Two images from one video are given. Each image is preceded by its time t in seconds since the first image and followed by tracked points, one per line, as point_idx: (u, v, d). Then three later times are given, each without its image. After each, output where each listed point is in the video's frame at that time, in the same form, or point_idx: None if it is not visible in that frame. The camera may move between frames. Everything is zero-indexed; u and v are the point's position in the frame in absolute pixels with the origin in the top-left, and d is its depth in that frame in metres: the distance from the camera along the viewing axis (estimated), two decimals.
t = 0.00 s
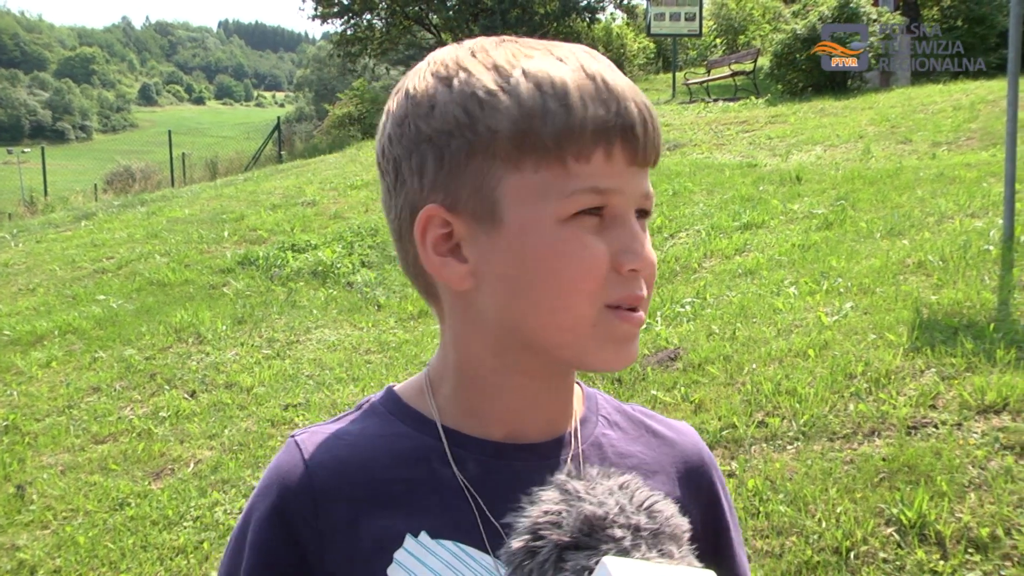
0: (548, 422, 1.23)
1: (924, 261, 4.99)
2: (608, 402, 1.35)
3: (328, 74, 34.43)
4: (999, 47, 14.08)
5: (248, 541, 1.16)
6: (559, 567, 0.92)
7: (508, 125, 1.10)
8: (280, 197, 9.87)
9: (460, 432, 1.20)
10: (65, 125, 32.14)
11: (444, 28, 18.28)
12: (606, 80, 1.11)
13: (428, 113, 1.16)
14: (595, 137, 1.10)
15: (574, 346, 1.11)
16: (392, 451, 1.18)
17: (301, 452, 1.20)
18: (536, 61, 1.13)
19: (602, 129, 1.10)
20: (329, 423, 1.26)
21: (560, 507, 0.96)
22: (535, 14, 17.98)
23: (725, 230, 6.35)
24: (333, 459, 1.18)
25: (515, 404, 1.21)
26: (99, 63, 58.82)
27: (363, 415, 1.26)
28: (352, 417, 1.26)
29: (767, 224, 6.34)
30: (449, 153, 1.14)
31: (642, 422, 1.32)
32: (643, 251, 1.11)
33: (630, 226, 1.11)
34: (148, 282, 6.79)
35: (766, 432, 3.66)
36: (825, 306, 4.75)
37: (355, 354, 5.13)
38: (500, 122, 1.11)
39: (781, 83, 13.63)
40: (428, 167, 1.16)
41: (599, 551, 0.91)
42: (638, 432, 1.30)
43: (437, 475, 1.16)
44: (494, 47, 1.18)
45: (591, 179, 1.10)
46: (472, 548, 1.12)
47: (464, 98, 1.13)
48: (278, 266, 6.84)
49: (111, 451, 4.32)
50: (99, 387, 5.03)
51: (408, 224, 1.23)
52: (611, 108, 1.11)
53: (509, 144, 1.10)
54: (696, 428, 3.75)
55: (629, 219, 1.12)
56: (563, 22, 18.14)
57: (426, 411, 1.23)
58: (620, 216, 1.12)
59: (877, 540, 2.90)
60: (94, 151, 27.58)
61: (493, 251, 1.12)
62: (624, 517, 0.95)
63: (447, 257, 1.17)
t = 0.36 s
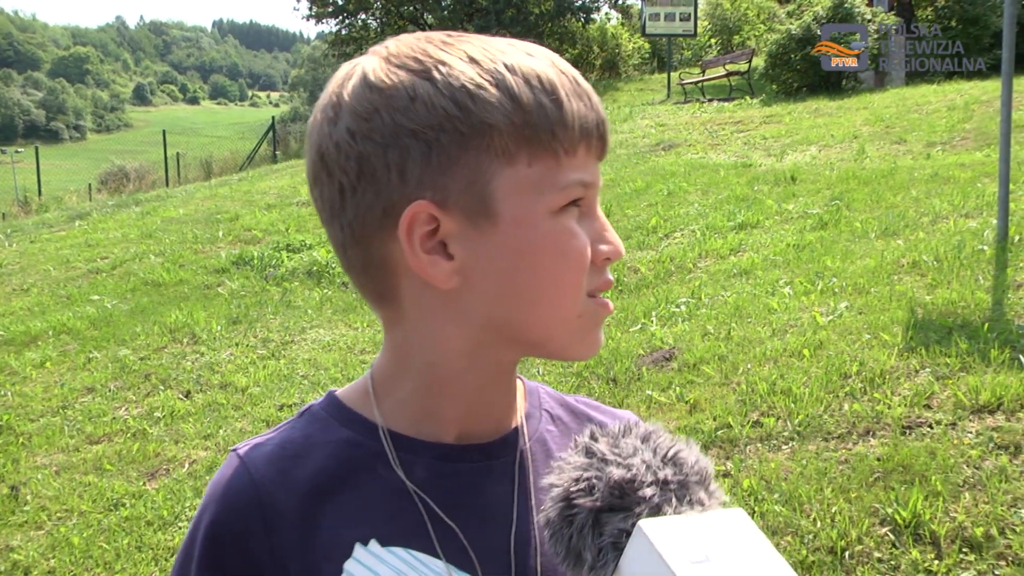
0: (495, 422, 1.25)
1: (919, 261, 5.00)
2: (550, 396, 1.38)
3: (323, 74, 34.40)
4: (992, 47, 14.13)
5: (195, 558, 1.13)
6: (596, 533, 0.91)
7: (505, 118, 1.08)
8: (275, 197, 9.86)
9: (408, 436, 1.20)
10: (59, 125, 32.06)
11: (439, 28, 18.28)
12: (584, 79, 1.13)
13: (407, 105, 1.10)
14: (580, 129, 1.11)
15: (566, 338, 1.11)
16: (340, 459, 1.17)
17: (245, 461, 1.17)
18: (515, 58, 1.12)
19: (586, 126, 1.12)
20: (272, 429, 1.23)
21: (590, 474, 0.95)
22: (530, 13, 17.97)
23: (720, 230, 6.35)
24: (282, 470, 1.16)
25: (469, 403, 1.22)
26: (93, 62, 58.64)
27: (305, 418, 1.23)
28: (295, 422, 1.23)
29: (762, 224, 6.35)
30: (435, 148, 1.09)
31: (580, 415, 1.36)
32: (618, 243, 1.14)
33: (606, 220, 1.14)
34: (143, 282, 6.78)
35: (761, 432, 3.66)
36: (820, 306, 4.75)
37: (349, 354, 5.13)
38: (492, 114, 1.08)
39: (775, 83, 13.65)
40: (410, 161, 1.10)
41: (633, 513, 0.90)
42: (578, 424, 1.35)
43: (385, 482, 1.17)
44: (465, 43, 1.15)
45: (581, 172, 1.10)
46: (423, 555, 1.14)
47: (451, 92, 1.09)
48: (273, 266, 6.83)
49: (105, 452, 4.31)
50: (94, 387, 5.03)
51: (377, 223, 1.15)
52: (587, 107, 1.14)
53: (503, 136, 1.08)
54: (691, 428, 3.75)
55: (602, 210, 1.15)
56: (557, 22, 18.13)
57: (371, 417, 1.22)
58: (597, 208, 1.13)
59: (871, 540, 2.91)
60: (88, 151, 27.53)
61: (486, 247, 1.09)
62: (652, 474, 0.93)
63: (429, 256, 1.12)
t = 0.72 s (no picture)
0: (467, 415, 1.26)
1: (919, 262, 5.00)
2: (524, 390, 1.39)
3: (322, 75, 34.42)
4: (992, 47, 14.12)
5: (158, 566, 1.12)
6: (609, 542, 0.91)
7: (444, 112, 1.07)
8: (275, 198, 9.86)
9: (377, 434, 1.21)
10: (59, 126, 32.11)
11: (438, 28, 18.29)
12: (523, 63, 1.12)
13: (343, 107, 1.08)
14: (522, 114, 1.10)
15: (525, 328, 1.11)
16: (307, 461, 1.17)
17: (211, 468, 1.16)
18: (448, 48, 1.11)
19: (528, 111, 1.11)
20: (236, 434, 1.22)
21: (598, 481, 0.95)
22: (530, 14, 17.97)
23: (720, 230, 6.35)
24: (248, 474, 1.15)
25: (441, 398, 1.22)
26: (93, 63, 58.61)
27: (272, 422, 1.23)
28: (260, 426, 1.23)
29: (762, 224, 6.35)
30: (375, 148, 1.08)
31: (556, 409, 1.37)
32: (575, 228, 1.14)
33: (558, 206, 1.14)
34: (143, 283, 6.78)
35: (761, 433, 3.66)
36: (820, 306, 4.75)
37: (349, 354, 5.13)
38: (430, 107, 1.07)
39: (776, 83, 13.65)
40: (351, 163, 1.09)
41: (646, 519, 0.89)
42: (556, 418, 1.35)
43: (354, 482, 1.16)
44: (400, 40, 1.14)
45: (527, 160, 1.10)
46: (394, 553, 1.13)
47: (384, 90, 1.07)
48: (273, 267, 6.83)
49: (105, 453, 4.31)
50: (93, 388, 5.02)
51: (325, 228, 1.14)
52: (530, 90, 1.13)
53: (444, 130, 1.08)
54: (691, 429, 3.75)
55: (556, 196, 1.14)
56: (557, 23, 18.14)
57: (340, 416, 1.22)
58: (550, 194, 1.13)
59: (872, 540, 2.90)
60: (88, 152, 27.55)
61: (436, 245, 1.09)
62: (658, 477, 0.92)
63: (378, 257, 1.12)
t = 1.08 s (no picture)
0: (446, 423, 1.23)
1: (915, 263, 5.01)
2: (511, 394, 1.38)
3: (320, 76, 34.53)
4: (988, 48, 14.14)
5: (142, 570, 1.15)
6: (589, 550, 0.91)
7: (350, 125, 1.06)
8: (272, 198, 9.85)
9: (354, 438, 1.21)
10: (55, 127, 32.14)
11: (435, 29, 18.30)
12: (449, 64, 1.05)
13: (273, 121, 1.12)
14: (437, 121, 1.05)
15: (442, 346, 1.08)
16: (286, 467, 1.18)
17: (194, 474, 1.19)
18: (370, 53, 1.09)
19: (447, 118, 1.05)
20: (221, 439, 1.25)
21: (577, 488, 0.95)
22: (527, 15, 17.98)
23: (717, 231, 6.35)
24: (227, 481, 1.17)
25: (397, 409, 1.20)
26: (89, 63, 58.49)
27: (255, 428, 1.25)
28: (243, 431, 1.25)
29: (758, 225, 6.35)
30: (293, 155, 1.10)
31: (542, 412, 1.36)
32: (509, 243, 1.06)
33: (492, 218, 1.07)
34: (139, 284, 6.77)
35: (758, 434, 3.65)
36: (816, 308, 4.76)
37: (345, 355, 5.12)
38: (340, 118, 1.07)
39: (772, 84, 13.66)
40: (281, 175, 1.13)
41: (627, 527, 0.90)
42: (543, 422, 1.34)
43: (333, 487, 1.17)
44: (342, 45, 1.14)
45: (444, 173, 1.05)
46: (372, 559, 1.13)
47: (299, 99, 1.09)
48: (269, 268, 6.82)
49: (102, 454, 4.30)
50: (89, 390, 5.02)
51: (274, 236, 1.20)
52: (458, 92, 1.06)
53: (354, 140, 1.07)
54: (687, 430, 3.76)
55: (490, 207, 1.07)
56: (554, 24, 18.15)
57: (320, 422, 1.23)
58: (478, 205, 1.07)
59: (868, 542, 2.91)
60: (84, 153, 27.55)
61: (354, 257, 1.10)
62: (637, 484, 0.93)
63: (311, 267, 1.15)
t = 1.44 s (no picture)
0: (460, 422, 1.32)
1: (915, 264, 5.01)
2: (535, 401, 1.45)
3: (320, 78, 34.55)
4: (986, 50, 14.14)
5: (163, 529, 1.29)
6: (561, 552, 0.92)
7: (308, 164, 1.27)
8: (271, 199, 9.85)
9: (371, 432, 1.31)
10: (54, 128, 32.13)
11: (434, 30, 18.29)
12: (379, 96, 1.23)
13: (275, 178, 1.37)
14: (371, 144, 1.20)
15: (401, 347, 1.19)
16: (301, 454, 1.30)
17: (221, 454, 1.33)
18: (324, 98, 1.29)
19: (370, 139, 1.20)
20: (253, 425, 1.38)
21: (550, 490, 0.96)
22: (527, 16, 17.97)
23: (716, 232, 6.35)
24: (248, 461, 1.30)
25: (399, 410, 1.30)
26: (89, 64, 58.41)
27: (283, 417, 1.38)
28: (273, 418, 1.38)
29: (758, 226, 6.35)
30: (292, 201, 1.33)
31: (564, 420, 1.42)
32: (447, 241, 1.15)
33: (430, 221, 1.17)
34: (138, 285, 6.77)
35: (757, 435, 3.66)
36: (816, 309, 4.76)
37: (345, 357, 5.12)
38: (307, 159, 1.27)
39: (771, 85, 13.66)
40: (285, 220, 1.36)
41: (600, 528, 0.92)
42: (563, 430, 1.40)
43: (344, 477, 1.27)
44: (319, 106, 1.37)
45: (374, 186, 1.19)
46: (376, 547, 1.22)
47: (286, 155, 1.33)
48: (268, 269, 6.82)
49: (101, 455, 4.30)
50: (89, 391, 5.01)
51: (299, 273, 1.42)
52: (390, 116, 1.21)
53: (318, 176, 1.26)
54: (687, 431, 3.76)
55: (433, 212, 1.18)
56: (553, 25, 18.14)
57: (343, 416, 1.34)
58: (421, 212, 1.18)
59: (868, 543, 2.90)
60: (83, 154, 27.53)
61: (327, 276, 1.27)
62: (609, 486, 0.95)
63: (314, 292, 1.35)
